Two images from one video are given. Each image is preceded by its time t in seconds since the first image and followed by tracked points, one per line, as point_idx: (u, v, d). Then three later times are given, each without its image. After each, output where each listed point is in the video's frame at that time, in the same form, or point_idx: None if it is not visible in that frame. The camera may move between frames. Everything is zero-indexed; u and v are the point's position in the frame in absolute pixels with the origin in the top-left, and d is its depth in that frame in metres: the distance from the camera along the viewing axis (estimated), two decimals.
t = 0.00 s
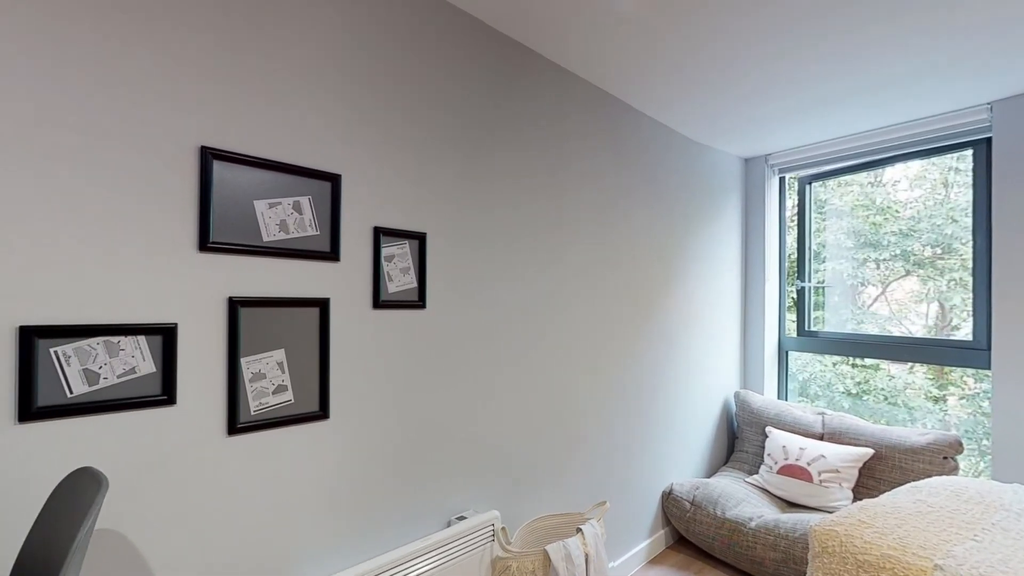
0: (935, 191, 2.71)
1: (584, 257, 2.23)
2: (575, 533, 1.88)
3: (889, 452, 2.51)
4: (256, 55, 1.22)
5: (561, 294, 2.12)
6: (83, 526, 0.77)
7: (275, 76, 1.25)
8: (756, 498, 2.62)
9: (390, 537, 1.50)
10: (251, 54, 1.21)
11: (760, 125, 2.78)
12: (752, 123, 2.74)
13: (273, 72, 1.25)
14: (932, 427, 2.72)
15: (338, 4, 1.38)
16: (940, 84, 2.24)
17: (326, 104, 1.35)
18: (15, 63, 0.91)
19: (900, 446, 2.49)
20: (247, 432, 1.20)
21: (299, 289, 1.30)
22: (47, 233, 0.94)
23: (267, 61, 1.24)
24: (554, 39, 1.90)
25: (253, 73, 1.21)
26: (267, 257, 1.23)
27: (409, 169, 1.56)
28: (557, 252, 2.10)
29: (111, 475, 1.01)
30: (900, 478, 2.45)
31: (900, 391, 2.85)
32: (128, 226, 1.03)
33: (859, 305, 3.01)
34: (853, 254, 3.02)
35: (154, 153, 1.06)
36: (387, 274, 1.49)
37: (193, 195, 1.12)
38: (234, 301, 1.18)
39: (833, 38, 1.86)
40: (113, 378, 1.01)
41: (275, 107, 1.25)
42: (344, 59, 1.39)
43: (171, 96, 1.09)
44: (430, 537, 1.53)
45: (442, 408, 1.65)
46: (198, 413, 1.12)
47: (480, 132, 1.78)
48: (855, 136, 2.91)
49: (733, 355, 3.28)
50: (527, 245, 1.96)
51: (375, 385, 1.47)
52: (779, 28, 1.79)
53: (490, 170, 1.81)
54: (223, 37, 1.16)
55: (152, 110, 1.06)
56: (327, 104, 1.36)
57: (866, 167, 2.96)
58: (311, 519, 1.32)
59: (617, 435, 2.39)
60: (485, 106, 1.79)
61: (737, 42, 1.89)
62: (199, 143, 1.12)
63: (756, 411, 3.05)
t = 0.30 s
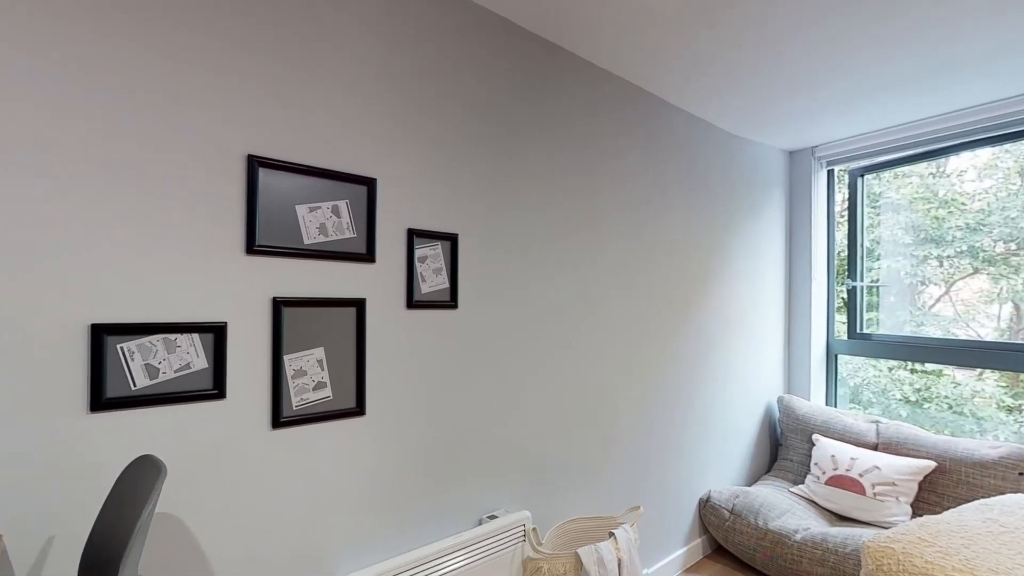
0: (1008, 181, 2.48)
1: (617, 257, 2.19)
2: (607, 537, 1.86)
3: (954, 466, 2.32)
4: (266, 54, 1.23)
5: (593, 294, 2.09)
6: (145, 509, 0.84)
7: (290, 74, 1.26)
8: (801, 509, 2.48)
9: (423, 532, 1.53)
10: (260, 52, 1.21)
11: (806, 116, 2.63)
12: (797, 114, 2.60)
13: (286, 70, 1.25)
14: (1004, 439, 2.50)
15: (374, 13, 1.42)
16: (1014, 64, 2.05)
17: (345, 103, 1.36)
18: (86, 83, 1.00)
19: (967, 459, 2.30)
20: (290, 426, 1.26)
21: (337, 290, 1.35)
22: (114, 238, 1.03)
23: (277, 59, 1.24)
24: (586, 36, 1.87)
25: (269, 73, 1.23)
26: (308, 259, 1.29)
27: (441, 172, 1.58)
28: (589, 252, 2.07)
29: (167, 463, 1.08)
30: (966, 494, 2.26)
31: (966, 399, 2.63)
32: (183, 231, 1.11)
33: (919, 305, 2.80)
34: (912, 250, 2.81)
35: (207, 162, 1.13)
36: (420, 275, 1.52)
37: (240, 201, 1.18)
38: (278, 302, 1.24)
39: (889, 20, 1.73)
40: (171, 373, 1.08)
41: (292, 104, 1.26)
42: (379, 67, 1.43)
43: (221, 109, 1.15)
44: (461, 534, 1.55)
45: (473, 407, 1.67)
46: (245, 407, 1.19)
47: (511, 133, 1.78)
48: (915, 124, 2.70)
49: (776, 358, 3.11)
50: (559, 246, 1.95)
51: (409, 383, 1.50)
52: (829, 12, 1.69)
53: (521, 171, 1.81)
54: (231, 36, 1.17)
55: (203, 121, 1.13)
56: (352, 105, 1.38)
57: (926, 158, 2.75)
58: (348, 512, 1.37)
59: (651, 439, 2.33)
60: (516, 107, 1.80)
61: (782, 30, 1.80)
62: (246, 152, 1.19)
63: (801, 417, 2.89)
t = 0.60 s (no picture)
0: None
1: (652, 256, 2.13)
2: (642, 544, 1.81)
3: None
4: (267, 52, 1.23)
5: (628, 294, 2.05)
6: (201, 496, 0.90)
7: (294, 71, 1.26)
8: (855, 524, 2.32)
9: (456, 529, 1.56)
10: (260, 51, 1.21)
11: (858, 104, 2.47)
12: (849, 102, 2.44)
13: (288, 68, 1.25)
14: None
15: (408, 19, 1.46)
16: None
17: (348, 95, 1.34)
18: (149, 100, 1.08)
19: None
20: (330, 421, 1.31)
21: (374, 291, 1.39)
22: (173, 243, 1.11)
23: (277, 56, 1.24)
24: (620, 32, 1.83)
25: (274, 72, 1.23)
26: (346, 261, 1.34)
27: (474, 173, 1.60)
28: (623, 251, 2.03)
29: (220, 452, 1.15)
30: None
31: None
32: (234, 235, 1.18)
33: (991, 306, 2.56)
34: (983, 246, 2.58)
35: (254, 171, 1.20)
36: (453, 276, 1.55)
37: (285, 206, 1.25)
38: (319, 301, 1.29)
39: None
40: (223, 369, 1.15)
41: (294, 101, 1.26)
42: (413, 72, 1.47)
43: (267, 119, 1.22)
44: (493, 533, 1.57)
45: (506, 407, 1.68)
46: (289, 402, 1.25)
47: (543, 133, 1.78)
48: (987, 107, 2.47)
49: (826, 362, 2.93)
50: (591, 245, 1.92)
51: (443, 382, 1.53)
52: None
53: (553, 170, 1.80)
54: (231, 36, 1.18)
55: (249, 131, 1.20)
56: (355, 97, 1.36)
57: (999, 144, 2.52)
58: (385, 506, 1.42)
59: (689, 444, 2.26)
60: (548, 106, 1.79)
61: (831, 13, 1.69)
62: (290, 160, 1.25)
63: (854, 425, 2.71)
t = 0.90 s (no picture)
0: None
1: (688, 254, 2.06)
2: (678, 551, 1.75)
3: None
4: (266, 51, 1.23)
5: (662, 295, 1.99)
6: (249, 484, 0.95)
7: (297, 70, 1.27)
8: (913, 541, 2.16)
9: (487, 528, 1.57)
10: (259, 51, 1.22)
11: (917, 89, 2.28)
12: (906, 88, 2.26)
13: (286, 66, 1.25)
14: None
15: (439, 24, 1.48)
16: None
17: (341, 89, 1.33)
18: (200, 112, 1.15)
19: None
20: (366, 417, 1.36)
21: (407, 291, 1.43)
22: (223, 246, 1.18)
23: (276, 54, 1.24)
24: (654, 25, 1.78)
25: (274, 70, 1.24)
26: (381, 262, 1.38)
27: (505, 174, 1.61)
28: (658, 250, 1.97)
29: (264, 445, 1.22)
30: None
31: None
32: (277, 238, 1.24)
33: None
34: None
35: (296, 177, 1.26)
36: (485, 276, 1.56)
37: (324, 210, 1.30)
38: (356, 301, 1.34)
39: None
40: (267, 365, 1.22)
41: (289, 99, 1.26)
42: (444, 75, 1.49)
43: (307, 127, 1.28)
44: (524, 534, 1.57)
45: (537, 407, 1.67)
46: (328, 398, 1.30)
47: (574, 131, 1.76)
48: None
49: (880, 367, 2.74)
50: (624, 244, 1.88)
51: (474, 381, 1.55)
52: None
53: (585, 168, 1.78)
54: (231, 36, 1.19)
55: (291, 139, 1.26)
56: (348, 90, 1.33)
57: None
58: (419, 501, 1.45)
59: (728, 449, 2.17)
60: (578, 104, 1.77)
61: None
62: (329, 165, 1.30)
63: (913, 435, 2.52)
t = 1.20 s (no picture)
0: None
1: (726, 253, 1.99)
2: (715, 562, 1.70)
3: None
4: (266, 51, 1.24)
5: (698, 295, 1.92)
6: (290, 475, 1.00)
7: (296, 69, 1.27)
8: (980, 562, 1.98)
9: (517, 527, 1.57)
10: (259, 51, 1.23)
11: (982, 72, 2.10)
12: (970, 70, 2.09)
13: (286, 66, 1.26)
14: None
15: (467, 27, 1.50)
16: None
17: (337, 88, 1.32)
18: (245, 122, 1.22)
19: None
20: (399, 414, 1.39)
21: (439, 291, 1.45)
22: (265, 249, 1.23)
23: (276, 54, 1.25)
24: (687, 17, 1.73)
25: (274, 70, 1.25)
26: (412, 263, 1.41)
27: (534, 174, 1.61)
28: (693, 249, 1.91)
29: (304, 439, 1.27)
30: None
31: None
32: (316, 241, 1.29)
33: None
34: None
35: (332, 181, 1.31)
36: (514, 277, 1.57)
37: (359, 213, 1.34)
38: (389, 301, 1.38)
39: None
40: (306, 363, 1.27)
41: (288, 99, 1.27)
42: (473, 78, 1.51)
43: (342, 133, 1.32)
44: (555, 535, 1.56)
45: (568, 408, 1.66)
46: (362, 395, 1.35)
47: (604, 128, 1.73)
48: None
49: (941, 372, 2.54)
50: (658, 243, 1.83)
51: (504, 381, 1.55)
52: None
53: (616, 166, 1.75)
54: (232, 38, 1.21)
55: (327, 145, 1.30)
56: (344, 89, 1.33)
57: None
58: (450, 498, 1.47)
59: (769, 457, 2.07)
60: (608, 101, 1.74)
61: None
62: (363, 170, 1.35)
63: (979, 447, 2.32)
